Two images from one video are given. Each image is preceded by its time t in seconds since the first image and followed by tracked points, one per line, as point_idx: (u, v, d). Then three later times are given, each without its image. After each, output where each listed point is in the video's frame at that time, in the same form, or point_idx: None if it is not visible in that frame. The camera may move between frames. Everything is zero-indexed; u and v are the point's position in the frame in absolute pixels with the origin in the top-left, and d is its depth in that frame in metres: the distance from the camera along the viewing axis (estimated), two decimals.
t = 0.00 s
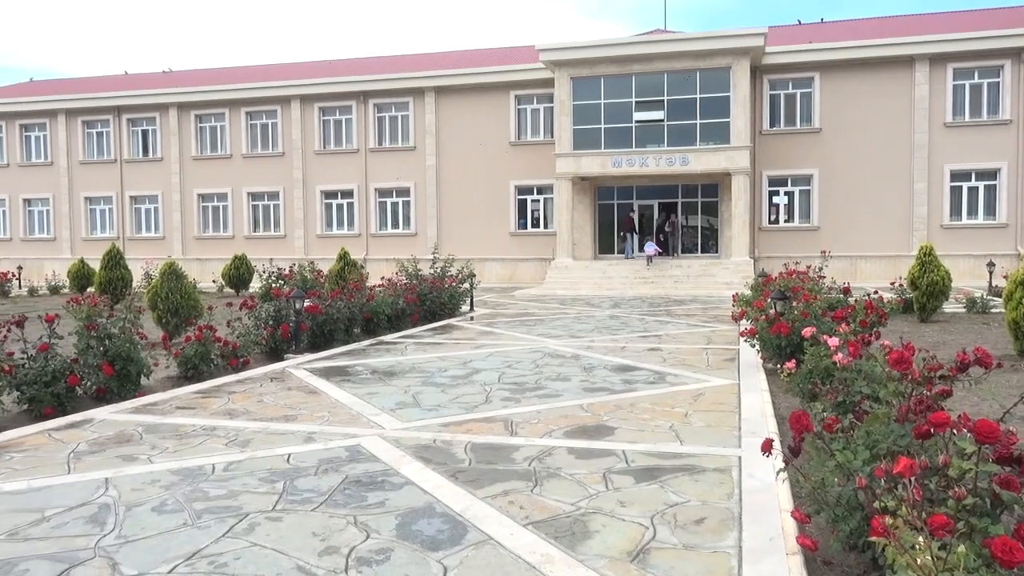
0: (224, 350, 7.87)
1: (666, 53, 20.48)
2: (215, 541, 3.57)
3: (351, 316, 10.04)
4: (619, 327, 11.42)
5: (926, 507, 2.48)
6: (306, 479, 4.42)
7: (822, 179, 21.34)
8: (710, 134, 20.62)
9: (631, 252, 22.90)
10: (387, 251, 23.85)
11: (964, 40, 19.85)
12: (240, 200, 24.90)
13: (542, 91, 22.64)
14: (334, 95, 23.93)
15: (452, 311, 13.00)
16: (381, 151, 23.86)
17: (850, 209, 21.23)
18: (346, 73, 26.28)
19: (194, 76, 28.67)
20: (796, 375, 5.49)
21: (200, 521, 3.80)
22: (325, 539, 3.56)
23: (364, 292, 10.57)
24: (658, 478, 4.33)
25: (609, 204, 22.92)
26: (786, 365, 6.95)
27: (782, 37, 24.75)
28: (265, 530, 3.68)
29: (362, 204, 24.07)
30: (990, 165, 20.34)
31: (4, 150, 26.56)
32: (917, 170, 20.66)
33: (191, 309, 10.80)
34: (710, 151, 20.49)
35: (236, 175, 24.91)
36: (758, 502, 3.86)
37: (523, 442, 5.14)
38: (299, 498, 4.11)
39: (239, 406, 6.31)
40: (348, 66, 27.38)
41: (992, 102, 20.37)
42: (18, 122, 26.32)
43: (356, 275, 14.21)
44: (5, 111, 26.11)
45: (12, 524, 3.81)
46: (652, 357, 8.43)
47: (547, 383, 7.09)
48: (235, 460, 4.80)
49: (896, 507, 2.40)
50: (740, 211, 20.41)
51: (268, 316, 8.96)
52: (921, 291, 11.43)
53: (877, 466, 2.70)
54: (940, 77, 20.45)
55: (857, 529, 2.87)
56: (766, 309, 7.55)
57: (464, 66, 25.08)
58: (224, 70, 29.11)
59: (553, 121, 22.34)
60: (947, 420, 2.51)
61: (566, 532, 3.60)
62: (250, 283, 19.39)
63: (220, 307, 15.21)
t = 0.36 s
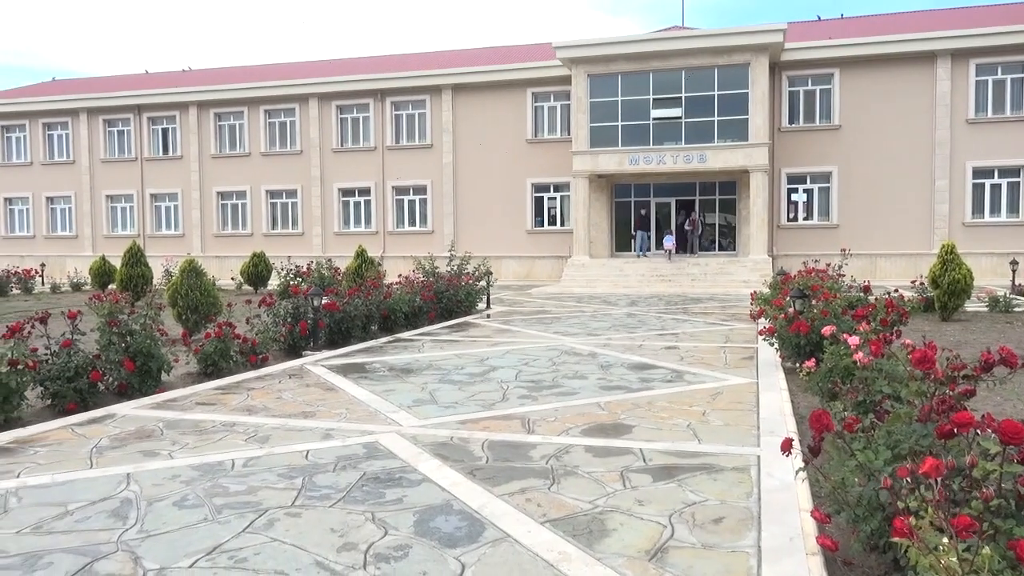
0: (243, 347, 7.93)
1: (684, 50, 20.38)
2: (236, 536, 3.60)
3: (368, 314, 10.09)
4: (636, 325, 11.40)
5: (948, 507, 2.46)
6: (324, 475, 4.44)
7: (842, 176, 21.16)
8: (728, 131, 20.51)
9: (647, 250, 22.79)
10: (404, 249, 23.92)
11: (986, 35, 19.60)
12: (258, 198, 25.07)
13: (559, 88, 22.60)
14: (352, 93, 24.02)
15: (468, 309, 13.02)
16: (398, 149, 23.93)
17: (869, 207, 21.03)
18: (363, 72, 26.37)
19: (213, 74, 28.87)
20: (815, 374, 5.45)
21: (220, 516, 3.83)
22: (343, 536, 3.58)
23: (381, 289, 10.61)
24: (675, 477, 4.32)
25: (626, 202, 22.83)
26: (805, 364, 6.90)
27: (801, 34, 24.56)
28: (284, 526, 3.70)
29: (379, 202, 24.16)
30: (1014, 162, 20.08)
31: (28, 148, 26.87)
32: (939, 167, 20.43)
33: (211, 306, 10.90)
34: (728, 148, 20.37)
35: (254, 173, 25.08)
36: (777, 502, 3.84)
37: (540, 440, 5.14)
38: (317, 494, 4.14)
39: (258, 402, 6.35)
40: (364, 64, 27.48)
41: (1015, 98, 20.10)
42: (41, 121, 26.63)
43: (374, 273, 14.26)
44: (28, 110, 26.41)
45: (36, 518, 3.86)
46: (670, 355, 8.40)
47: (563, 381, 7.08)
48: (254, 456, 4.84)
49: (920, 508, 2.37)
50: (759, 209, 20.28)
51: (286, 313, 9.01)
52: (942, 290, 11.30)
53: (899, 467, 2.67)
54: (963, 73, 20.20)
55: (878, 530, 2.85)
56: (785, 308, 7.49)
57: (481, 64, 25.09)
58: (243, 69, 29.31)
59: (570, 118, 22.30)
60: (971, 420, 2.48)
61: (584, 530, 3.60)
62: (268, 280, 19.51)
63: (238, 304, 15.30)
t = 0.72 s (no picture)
0: (265, 345, 7.99)
1: (705, 49, 20.27)
2: (258, 532, 3.63)
3: (388, 313, 10.13)
4: (656, 325, 11.36)
5: (975, 510, 2.43)
6: (345, 473, 4.47)
7: (865, 175, 20.95)
8: (748, 130, 20.38)
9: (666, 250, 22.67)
10: (423, 248, 23.99)
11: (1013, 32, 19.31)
12: (279, 197, 25.24)
13: (578, 87, 22.56)
14: (372, 93, 24.13)
15: (487, 308, 13.04)
16: (418, 148, 24.00)
17: (892, 206, 20.79)
18: (382, 71, 26.47)
19: (235, 75, 29.11)
20: (838, 375, 5.40)
21: (242, 513, 3.86)
22: (364, 533, 3.60)
23: (401, 288, 10.66)
24: (696, 477, 4.29)
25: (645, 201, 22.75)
26: (827, 365, 6.84)
27: (823, 31, 24.33)
28: (305, 523, 3.73)
29: (399, 201, 24.25)
30: None
31: (54, 148, 27.23)
32: (963, 165, 20.18)
33: (233, 304, 11.01)
34: (749, 147, 20.23)
35: (275, 173, 25.26)
36: (800, 503, 3.82)
37: (560, 439, 5.14)
38: (338, 491, 4.16)
39: (279, 400, 6.40)
40: (383, 64, 27.58)
41: None
42: (67, 121, 26.99)
43: (393, 272, 14.33)
44: (54, 111, 26.77)
45: (63, 512, 3.91)
46: (690, 355, 8.36)
47: (583, 380, 7.08)
48: (275, 454, 4.87)
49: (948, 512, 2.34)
50: (780, 208, 20.14)
51: (307, 312, 9.07)
52: (967, 290, 11.15)
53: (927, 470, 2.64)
54: (988, 70, 19.93)
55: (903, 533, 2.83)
56: (807, 308, 7.43)
57: (500, 63, 25.10)
58: (264, 69, 29.52)
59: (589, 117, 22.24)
60: (999, 422, 2.44)
61: (604, 530, 3.59)
62: (289, 279, 19.65)
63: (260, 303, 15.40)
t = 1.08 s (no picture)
0: (293, 344, 8.07)
1: (732, 47, 20.09)
2: (287, 529, 3.67)
3: (414, 312, 10.18)
4: (682, 325, 11.29)
5: (1012, 516, 2.39)
6: (372, 471, 4.50)
7: (895, 173, 20.64)
8: (776, 128, 20.18)
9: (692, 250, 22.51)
10: (449, 248, 24.07)
11: None
12: (306, 197, 25.46)
13: (603, 86, 22.49)
14: (398, 94, 24.24)
15: (513, 308, 13.05)
16: (443, 149, 24.07)
17: (924, 205, 20.48)
18: (408, 72, 26.59)
19: (263, 76, 29.40)
20: (868, 376, 5.33)
21: (272, 510, 3.91)
22: (391, 531, 3.62)
23: (426, 288, 10.72)
24: (724, 479, 4.26)
25: (671, 201, 22.61)
26: (857, 366, 6.76)
27: (853, 28, 24.02)
28: (334, 521, 3.76)
29: (424, 201, 24.35)
30: None
31: (87, 150, 27.71)
32: (998, 163, 19.83)
33: (261, 303, 11.12)
34: (776, 145, 20.03)
35: (302, 173, 25.48)
36: (830, 506, 3.77)
37: (586, 439, 5.13)
38: (366, 489, 4.19)
39: (307, 398, 6.46)
40: (409, 65, 27.71)
41: None
42: (99, 123, 27.44)
43: (419, 271, 14.38)
44: (87, 113, 27.24)
45: (97, 508, 3.98)
46: (717, 355, 8.30)
47: (609, 380, 7.06)
48: (304, 451, 4.92)
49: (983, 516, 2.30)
50: (808, 207, 19.92)
51: (334, 311, 9.14)
52: (1001, 290, 10.94)
53: (962, 474, 2.59)
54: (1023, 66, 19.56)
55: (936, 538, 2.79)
56: (836, 308, 7.35)
57: (525, 63, 25.10)
58: (291, 71, 29.78)
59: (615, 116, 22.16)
60: None
61: (631, 531, 3.58)
62: (316, 278, 19.81)
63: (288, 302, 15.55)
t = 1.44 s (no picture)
0: (320, 342, 8.14)
1: (760, 45, 19.90)
2: (313, 526, 3.70)
3: (439, 311, 10.22)
4: (708, 325, 11.20)
5: None
6: (398, 470, 4.52)
7: (927, 173, 20.32)
8: (805, 127, 19.97)
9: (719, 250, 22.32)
10: (474, 247, 24.11)
11: None
12: (333, 196, 25.65)
13: (629, 86, 22.40)
14: (424, 93, 24.34)
15: (538, 307, 13.04)
16: (469, 148, 24.12)
17: (956, 205, 20.14)
18: (434, 72, 26.68)
19: (290, 77, 29.68)
20: (899, 379, 5.25)
21: (299, 507, 3.94)
22: (417, 529, 3.64)
23: (451, 287, 10.75)
24: (751, 481, 4.23)
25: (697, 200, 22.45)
26: (887, 369, 6.67)
27: (883, 25, 23.70)
28: (360, 518, 3.78)
29: (450, 200, 24.43)
30: None
31: (119, 150, 28.15)
32: None
33: (289, 302, 11.22)
34: (805, 144, 19.82)
35: (329, 172, 25.66)
36: (859, 511, 3.72)
37: (611, 439, 5.11)
38: (392, 487, 4.22)
39: (333, 396, 6.51)
40: (435, 64, 27.81)
41: None
42: (131, 124, 27.88)
43: (445, 270, 14.42)
44: (120, 114, 27.67)
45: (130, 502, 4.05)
46: (744, 357, 8.23)
47: (634, 381, 7.03)
48: (331, 449, 4.96)
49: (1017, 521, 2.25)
50: (837, 207, 19.67)
51: (360, 309, 9.20)
52: None
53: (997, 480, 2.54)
54: None
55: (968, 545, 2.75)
56: (866, 310, 7.25)
57: (551, 62, 25.07)
58: (318, 71, 30.01)
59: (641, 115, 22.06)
60: None
61: (657, 532, 3.57)
62: (342, 277, 19.94)
63: (314, 301, 15.68)
